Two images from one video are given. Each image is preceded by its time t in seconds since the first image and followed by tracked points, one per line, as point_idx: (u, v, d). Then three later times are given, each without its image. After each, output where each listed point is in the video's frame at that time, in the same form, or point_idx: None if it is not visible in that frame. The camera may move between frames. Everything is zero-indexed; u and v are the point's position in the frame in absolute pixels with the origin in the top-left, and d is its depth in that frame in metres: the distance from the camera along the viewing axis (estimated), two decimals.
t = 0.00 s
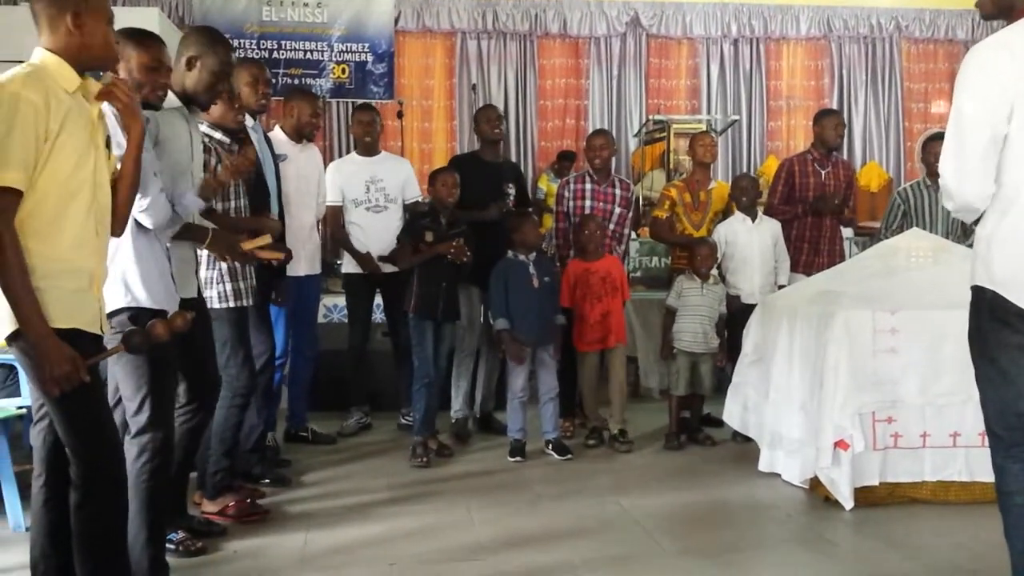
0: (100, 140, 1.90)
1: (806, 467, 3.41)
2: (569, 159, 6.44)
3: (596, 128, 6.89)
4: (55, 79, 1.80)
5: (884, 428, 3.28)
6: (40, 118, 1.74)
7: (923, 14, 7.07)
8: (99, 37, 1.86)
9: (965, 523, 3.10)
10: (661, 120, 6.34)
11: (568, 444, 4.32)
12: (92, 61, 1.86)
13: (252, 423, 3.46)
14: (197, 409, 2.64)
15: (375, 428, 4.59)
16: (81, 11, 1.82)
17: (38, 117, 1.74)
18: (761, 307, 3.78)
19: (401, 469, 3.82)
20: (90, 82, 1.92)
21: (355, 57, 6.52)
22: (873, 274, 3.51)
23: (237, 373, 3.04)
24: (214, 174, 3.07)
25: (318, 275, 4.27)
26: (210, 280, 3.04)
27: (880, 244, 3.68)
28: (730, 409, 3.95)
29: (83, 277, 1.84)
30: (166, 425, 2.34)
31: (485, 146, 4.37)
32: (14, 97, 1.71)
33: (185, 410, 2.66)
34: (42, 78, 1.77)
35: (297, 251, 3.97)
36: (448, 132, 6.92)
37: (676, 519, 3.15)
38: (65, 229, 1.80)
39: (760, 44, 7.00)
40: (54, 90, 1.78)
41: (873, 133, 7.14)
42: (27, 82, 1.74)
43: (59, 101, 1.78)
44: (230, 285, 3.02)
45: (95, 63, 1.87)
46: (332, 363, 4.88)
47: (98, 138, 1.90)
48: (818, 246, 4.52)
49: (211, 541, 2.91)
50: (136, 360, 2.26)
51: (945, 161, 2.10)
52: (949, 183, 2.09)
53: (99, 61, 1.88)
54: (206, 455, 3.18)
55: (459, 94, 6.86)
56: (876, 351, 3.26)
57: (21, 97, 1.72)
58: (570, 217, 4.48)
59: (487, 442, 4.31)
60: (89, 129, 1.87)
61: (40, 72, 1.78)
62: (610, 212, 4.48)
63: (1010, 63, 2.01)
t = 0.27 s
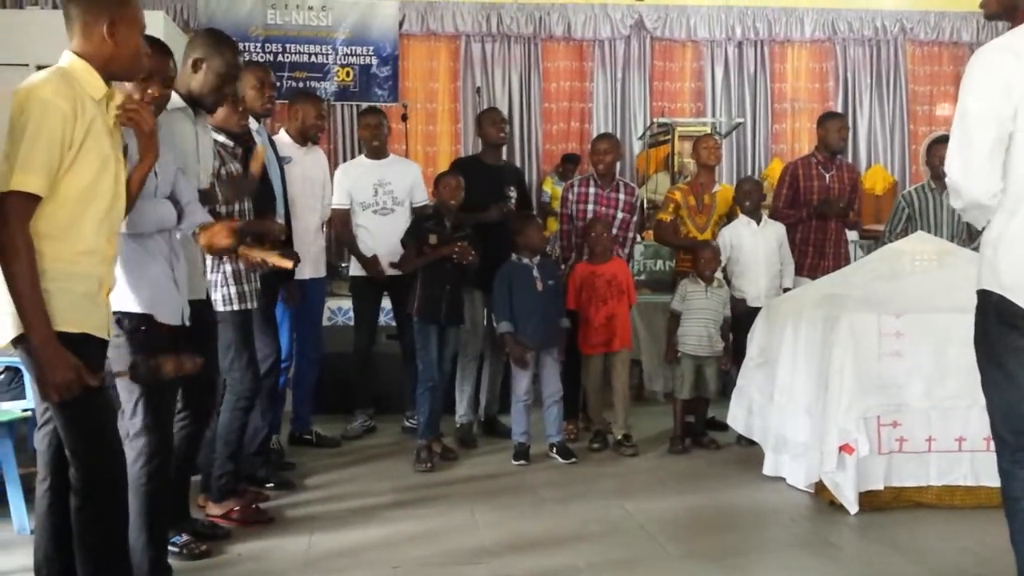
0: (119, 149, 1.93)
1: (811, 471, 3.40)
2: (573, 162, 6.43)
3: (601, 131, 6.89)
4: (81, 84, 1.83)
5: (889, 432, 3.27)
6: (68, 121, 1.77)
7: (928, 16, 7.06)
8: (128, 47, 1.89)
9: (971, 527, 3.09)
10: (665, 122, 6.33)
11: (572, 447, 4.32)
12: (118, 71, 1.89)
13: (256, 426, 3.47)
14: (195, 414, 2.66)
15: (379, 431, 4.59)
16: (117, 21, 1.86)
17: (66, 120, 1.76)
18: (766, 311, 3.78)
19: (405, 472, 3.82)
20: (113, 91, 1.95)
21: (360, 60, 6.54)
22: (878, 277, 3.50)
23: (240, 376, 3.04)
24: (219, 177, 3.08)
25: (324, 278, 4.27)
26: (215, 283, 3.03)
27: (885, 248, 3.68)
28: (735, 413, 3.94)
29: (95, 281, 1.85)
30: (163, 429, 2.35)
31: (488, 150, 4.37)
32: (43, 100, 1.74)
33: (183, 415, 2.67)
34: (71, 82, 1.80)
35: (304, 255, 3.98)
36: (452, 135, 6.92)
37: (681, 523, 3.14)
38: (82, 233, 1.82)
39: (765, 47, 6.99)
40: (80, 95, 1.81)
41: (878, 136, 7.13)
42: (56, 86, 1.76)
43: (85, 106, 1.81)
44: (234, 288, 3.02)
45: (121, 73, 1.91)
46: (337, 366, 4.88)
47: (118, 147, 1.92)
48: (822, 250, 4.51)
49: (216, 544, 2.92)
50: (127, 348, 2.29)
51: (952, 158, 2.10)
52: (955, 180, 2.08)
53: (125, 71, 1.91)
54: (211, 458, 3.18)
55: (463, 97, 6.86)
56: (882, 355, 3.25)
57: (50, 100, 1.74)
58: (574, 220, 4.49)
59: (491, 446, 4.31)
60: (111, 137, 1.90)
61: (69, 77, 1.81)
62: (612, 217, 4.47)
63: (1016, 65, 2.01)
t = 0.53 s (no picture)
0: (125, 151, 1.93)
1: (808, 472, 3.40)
2: (572, 163, 6.43)
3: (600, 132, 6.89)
4: (88, 83, 1.83)
5: (887, 433, 3.27)
6: (75, 122, 1.78)
7: (928, 17, 7.05)
8: (137, 49, 1.89)
9: (970, 528, 3.09)
10: (665, 123, 6.33)
11: (571, 449, 4.32)
12: (127, 74, 1.90)
13: (255, 428, 3.48)
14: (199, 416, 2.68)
15: (378, 433, 4.59)
16: (127, 24, 1.86)
17: (72, 121, 1.77)
18: (766, 312, 3.77)
19: (404, 474, 3.82)
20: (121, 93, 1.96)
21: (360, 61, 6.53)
22: (877, 278, 3.50)
23: (238, 379, 3.04)
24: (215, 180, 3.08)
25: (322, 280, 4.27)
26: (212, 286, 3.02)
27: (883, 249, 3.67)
28: (734, 414, 3.93)
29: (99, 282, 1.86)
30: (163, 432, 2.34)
31: (486, 152, 4.37)
32: (50, 100, 1.74)
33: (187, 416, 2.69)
34: (78, 83, 1.81)
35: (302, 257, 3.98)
36: (452, 136, 6.92)
37: (679, 525, 3.14)
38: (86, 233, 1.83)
39: (765, 47, 6.99)
40: (87, 96, 1.81)
41: (878, 137, 7.12)
42: (64, 86, 1.77)
43: (92, 107, 1.82)
44: (231, 291, 3.02)
45: (129, 76, 1.91)
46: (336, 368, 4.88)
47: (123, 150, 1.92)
48: (821, 251, 4.51)
49: (214, 547, 2.92)
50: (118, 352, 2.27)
51: (941, 164, 2.11)
52: (944, 186, 2.10)
53: (133, 74, 1.91)
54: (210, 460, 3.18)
55: (463, 98, 6.85)
56: (881, 356, 3.25)
57: (56, 100, 1.75)
58: (573, 221, 4.48)
59: (490, 447, 4.31)
60: (118, 139, 1.90)
61: (77, 78, 1.81)
62: (612, 218, 4.46)
63: (1013, 65, 2.01)
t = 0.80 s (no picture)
0: (133, 154, 1.95)
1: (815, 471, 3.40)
2: (577, 163, 6.44)
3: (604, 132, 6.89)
4: (99, 85, 1.86)
5: (894, 432, 3.27)
6: (80, 119, 1.79)
7: (931, 16, 7.05)
8: (145, 51, 1.92)
9: (977, 527, 3.09)
10: (669, 123, 6.33)
11: (577, 449, 4.31)
12: (138, 76, 1.93)
13: (261, 428, 3.47)
14: (200, 417, 2.70)
15: (384, 433, 4.59)
16: (138, 27, 1.90)
17: (77, 117, 1.79)
18: (772, 311, 3.76)
19: (410, 474, 3.82)
20: (134, 97, 1.98)
21: (363, 62, 6.61)
22: (883, 278, 3.50)
23: (244, 379, 3.04)
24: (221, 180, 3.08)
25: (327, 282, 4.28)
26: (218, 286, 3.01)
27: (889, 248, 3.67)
28: (740, 414, 3.93)
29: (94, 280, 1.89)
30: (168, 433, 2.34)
31: (490, 152, 4.37)
32: (57, 95, 1.76)
33: (189, 418, 2.70)
34: (87, 82, 1.83)
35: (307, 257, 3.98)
36: (455, 137, 6.91)
37: (686, 525, 3.14)
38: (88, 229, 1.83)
39: (768, 47, 6.99)
40: (95, 94, 1.83)
41: (882, 136, 7.12)
42: (72, 83, 1.79)
43: (99, 106, 1.84)
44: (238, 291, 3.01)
45: (142, 78, 1.94)
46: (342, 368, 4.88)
47: (131, 152, 1.94)
48: (827, 250, 4.51)
49: (221, 546, 2.92)
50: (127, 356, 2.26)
51: (950, 160, 2.11)
52: (953, 182, 2.10)
53: (141, 76, 1.94)
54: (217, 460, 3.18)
55: (467, 98, 6.85)
56: (887, 355, 3.24)
57: (62, 95, 1.77)
58: (580, 221, 4.48)
59: (496, 447, 4.31)
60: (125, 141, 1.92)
61: (87, 77, 1.84)
62: (619, 218, 4.46)
63: (1018, 62, 2.01)
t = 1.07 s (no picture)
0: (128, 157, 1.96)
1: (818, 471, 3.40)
2: (579, 163, 6.44)
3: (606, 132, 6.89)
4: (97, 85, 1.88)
5: (898, 432, 3.27)
6: (80, 121, 1.81)
7: (933, 15, 7.05)
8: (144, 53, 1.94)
9: (981, 527, 3.09)
10: (671, 123, 6.34)
11: (579, 449, 4.31)
12: (136, 76, 1.94)
13: (263, 428, 3.48)
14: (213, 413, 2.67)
15: (387, 433, 4.59)
16: (133, 28, 1.92)
17: (77, 119, 1.81)
18: (774, 311, 3.76)
19: (413, 474, 3.82)
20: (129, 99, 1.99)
21: (364, 62, 6.62)
22: (886, 278, 3.50)
23: (248, 378, 3.05)
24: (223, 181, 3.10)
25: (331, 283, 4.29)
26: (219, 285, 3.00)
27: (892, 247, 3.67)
28: (743, 413, 3.93)
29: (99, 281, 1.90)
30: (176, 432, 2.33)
31: (493, 152, 4.37)
32: (58, 97, 1.79)
33: (200, 414, 2.67)
34: (86, 83, 1.85)
35: (308, 258, 3.98)
36: (457, 137, 6.91)
37: (690, 525, 3.14)
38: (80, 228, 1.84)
39: (770, 47, 6.99)
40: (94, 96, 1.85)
41: (884, 136, 7.12)
42: (72, 85, 1.81)
43: (97, 108, 1.86)
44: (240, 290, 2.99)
45: (139, 78, 1.96)
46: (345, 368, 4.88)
47: (127, 154, 1.96)
48: (829, 250, 4.51)
49: (226, 546, 2.92)
50: (131, 360, 2.27)
51: (956, 165, 2.11)
52: (958, 189, 2.10)
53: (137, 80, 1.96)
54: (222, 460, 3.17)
55: (468, 99, 6.85)
56: (890, 355, 3.25)
57: (63, 97, 1.79)
58: (582, 220, 4.49)
59: (499, 447, 4.31)
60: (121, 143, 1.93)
61: (85, 78, 1.86)
62: (621, 217, 4.47)
63: None
